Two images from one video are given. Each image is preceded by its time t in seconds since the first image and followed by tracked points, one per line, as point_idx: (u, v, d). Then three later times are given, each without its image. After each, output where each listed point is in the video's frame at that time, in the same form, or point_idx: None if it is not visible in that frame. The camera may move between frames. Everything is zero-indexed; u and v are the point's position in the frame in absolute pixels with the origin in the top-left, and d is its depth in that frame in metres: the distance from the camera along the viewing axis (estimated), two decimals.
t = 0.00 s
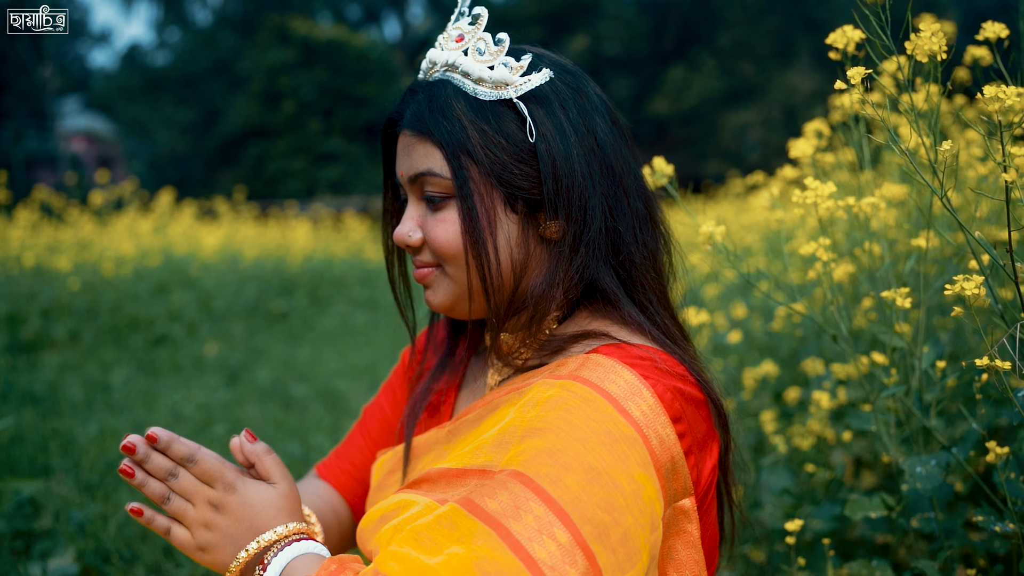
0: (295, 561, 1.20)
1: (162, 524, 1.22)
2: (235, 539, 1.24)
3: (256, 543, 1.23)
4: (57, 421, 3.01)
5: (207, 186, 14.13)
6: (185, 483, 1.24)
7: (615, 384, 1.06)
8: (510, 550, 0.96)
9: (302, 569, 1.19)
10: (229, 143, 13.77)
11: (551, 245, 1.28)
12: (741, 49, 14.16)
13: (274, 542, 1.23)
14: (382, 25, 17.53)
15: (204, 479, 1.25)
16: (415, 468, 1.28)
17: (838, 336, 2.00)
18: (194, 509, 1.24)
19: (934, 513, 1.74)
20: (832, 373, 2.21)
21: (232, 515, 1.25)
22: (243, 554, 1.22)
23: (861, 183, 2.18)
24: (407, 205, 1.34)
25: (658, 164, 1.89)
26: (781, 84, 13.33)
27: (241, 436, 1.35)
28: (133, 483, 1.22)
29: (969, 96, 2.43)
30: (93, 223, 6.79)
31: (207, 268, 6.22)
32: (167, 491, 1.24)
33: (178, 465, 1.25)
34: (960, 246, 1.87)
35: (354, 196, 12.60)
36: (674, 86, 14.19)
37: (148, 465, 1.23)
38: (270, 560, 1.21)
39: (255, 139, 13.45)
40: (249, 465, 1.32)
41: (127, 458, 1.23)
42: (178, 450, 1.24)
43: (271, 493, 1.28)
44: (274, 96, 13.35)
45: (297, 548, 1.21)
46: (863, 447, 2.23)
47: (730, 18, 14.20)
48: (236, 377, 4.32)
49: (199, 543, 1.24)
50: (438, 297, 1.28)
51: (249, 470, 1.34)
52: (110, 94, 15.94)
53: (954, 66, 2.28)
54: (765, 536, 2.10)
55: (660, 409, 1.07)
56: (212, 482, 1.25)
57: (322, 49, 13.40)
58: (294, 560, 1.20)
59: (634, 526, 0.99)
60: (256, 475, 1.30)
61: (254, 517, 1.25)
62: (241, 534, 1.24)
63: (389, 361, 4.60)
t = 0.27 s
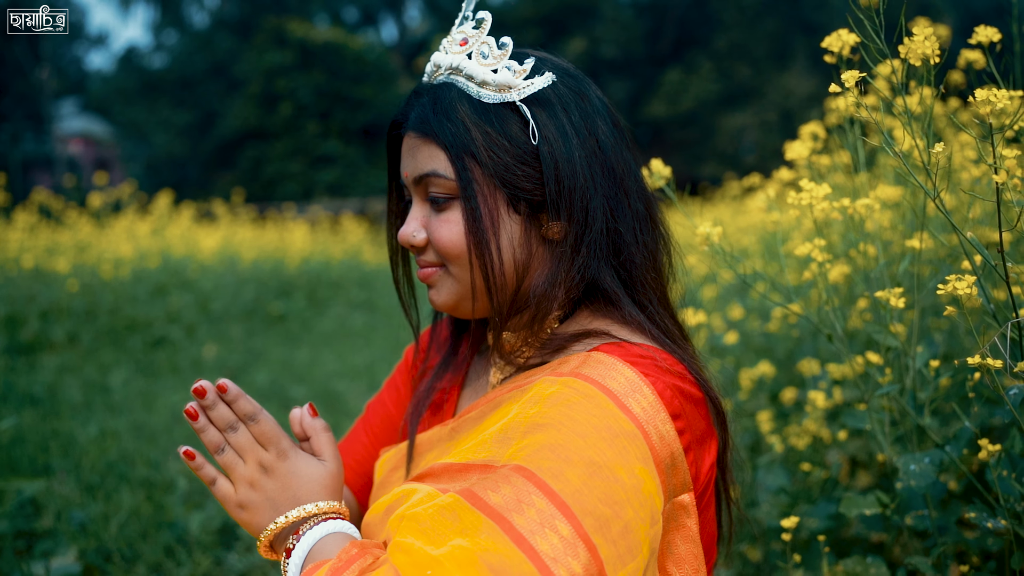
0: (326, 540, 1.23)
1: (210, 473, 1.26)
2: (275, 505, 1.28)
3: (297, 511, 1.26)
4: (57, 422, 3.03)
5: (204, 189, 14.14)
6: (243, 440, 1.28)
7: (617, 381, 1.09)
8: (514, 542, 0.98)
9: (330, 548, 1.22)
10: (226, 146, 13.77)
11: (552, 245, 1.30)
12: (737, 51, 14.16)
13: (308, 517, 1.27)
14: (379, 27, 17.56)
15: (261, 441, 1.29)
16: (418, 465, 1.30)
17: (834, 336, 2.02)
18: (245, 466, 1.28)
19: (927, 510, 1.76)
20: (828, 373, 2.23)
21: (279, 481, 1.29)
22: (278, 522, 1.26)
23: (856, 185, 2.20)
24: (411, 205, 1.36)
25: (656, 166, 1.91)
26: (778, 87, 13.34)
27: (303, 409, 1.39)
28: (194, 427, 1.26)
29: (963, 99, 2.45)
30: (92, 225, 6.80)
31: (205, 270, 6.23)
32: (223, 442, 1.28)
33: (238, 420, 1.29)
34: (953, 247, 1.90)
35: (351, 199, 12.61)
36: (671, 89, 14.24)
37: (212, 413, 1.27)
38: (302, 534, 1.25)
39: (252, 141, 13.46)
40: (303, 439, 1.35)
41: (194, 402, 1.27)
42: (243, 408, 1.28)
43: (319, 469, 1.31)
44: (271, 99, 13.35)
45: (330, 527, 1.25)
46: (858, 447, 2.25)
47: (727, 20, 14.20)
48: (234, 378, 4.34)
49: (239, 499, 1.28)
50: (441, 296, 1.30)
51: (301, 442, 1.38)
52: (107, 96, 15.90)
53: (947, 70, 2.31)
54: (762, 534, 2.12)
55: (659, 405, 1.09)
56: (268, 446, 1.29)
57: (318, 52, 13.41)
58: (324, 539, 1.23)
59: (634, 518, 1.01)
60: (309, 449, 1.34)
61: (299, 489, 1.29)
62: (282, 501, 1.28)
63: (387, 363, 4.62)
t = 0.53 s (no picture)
0: (347, 529, 1.24)
1: (250, 446, 1.29)
2: (308, 487, 1.30)
3: (327, 496, 1.28)
4: (57, 423, 3.04)
5: (201, 191, 14.15)
6: (287, 419, 1.31)
7: (617, 379, 1.11)
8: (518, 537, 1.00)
9: (350, 538, 1.24)
10: (223, 148, 13.78)
11: (553, 247, 1.32)
12: (734, 53, 14.17)
13: (334, 506, 1.28)
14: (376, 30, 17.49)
15: (304, 423, 1.31)
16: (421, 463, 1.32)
17: (829, 337, 2.04)
18: (284, 444, 1.31)
19: (922, 509, 1.78)
20: (823, 373, 2.25)
21: (316, 464, 1.31)
22: (307, 505, 1.28)
23: (851, 187, 2.23)
24: (415, 207, 1.37)
25: (654, 168, 1.93)
26: (775, 89, 13.37)
27: (347, 399, 1.42)
28: (244, 399, 1.29)
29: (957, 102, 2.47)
30: (90, 227, 6.80)
31: (203, 272, 6.24)
32: (268, 417, 1.31)
33: (286, 399, 1.32)
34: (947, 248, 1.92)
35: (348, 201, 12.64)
36: (668, 91, 14.29)
37: (262, 388, 1.30)
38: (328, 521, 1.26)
39: (249, 143, 13.47)
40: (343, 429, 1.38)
41: (247, 372, 1.30)
42: (292, 387, 1.31)
43: (354, 460, 1.33)
44: (268, 100, 13.35)
45: (353, 516, 1.26)
46: (853, 448, 2.27)
47: (724, 23, 14.22)
48: (233, 380, 4.36)
49: (273, 476, 1.30)
50: (444, 297, 1.32)
51: (341, 431, 1.40)
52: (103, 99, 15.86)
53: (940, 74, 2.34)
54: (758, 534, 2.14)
55: (659, 403, 1.11)
56: (310, 428, 1.32)
57: (316, 54, 13.42)
58: (344, 529, 1.24)
59: (635, 513, 1.03)
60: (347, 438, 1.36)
61: (333, 476, 1.31)
62: (315, 485, 1.30)
63: (385, 365, 4.64)
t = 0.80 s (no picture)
0: (359, 524, 1.25)
1: (281, 428, 1.32)
2: (332, 475, 1.32)
3: (349, 486, 1.30)
4: (57, 423, 3.05)
5: (200, 193, 14.16)
6: (321, 406, 1.33)
7: (618, 378, 1.13)
8: (519, 531, 1.01)
9: (361, 533, 1.24)
10: (222, 149, 13.78)
11: (554, 249, 1.34)
12: (731, 54, 14.18)
13: (354, 497, 1.30)
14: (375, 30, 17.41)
15: (337, 412, 1.34)
16: (425, 461, 1.35)
17: (825, 337, 2.06)
18: (315, 430, 1.33)
19: (917, 508, 1.80)
20: (820, 375, 2.27)
21: (343, 453, 1.33)
22: (328, 492, 1.30)
23: (848, 190, 2.25)
24: (418, 210, 1.39)
25: (652, 171, 1.95)
26: (772, 90, 13.38)
27: (378, 394, 1.45)
28: (283, 380, 1.32)
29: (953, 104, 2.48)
30: (89, 228, 6.82)
31: (202, 273, 6.25)
32: (302, 401, 1.34)
33: (322, 387, 1.35)
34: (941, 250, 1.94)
35: (346, 202, 12.64)
36: (666, 92, 14.32)
37: (300, 372, 1.33)
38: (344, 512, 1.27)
39: (248, 144, 13.47)
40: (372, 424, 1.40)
41: (288, 355, 1.34)
42: (330, 375, 1.34)
43: (380, 454, 1.35)
44: (267, 102, 13.36)
45: (369, 508, 1.27)
46: (849, 447, 2.30)
47: (722, 24, 14.23)
48: (232, 381, 4.37)
49: (300, 460, 1.32)
50: (447, 298, 1.34)
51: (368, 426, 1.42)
52: (101, 100, 15.84)
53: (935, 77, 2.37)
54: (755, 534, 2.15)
55: (659, 402, 1.12)
56: (342, 418, 1.35)
57: (314, 55, 13.43)
58: (357, 523, 1.25)
59: (634, 507, 1.04)
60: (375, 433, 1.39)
61: (358, 467, 1.33)
62: (340, 473, 1.32)
63: (384, 366, 4.65)
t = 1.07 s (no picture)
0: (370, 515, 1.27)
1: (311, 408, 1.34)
2: (355, 460, 1.34)
3: (371, 473, 1.32)
4: (58, 423, 3.06)
5: (198, 193, 14.16)
6: (353, 392, 1.36)
7: (618, 376, 1.14)
8: (519, 522, 1.03)
9: (372, 522, 1.27)
10: (219, 149, 13.78)
11: (555, 250, 1.35)
12: (728, 55, 14.20)
13: (372, 484, 1.32)
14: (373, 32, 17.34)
15: (367, 400, 1.36)
16: (429, 459, 1.37)
17: (821, 337, 2.08)
18: (343, 415, 1.35)
19: (911, 506, 1.82)
20: (816, 374, 2.29)
21: (369, 440, 1.35)
22: (347, 476, 1.32)
23: (843, 191, 2.27)
24: (420, 212, 1.41)
25: (650, 173, 1.97)
26: (769, 91, 13.41)
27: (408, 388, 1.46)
28: (319, 361, 1.35)
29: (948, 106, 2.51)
30: (87, 229, 6.82)
31: (201, 273, 6.26)
32: (335, 385, 1.36)
33: (357, 373, 1.37)
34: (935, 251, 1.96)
35: (343, 202, 12.66)
36: (663, 93, 14.33)
37: (338, 355, 1.36)
38: (355, 502, 1.30)
39: (245, 145, 13.47)
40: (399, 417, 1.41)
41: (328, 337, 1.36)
42: (366, 363, 1.36)
43: (403, 447, 1.36)
44: (265, 103, 13.35)
45: (383, 498, 1.29)
46: (845, 446, 2.32)
47: (719, 24, 14.26)
48: (231, 381, 4.39)
49: (325, 442, 1.34)
50: (449, 298, 1.35)
51: (396, 419, 1.43)
52: (98, 100, 15.82)
53: (930, 79, 2.39)
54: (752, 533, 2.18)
55: (658, 399, 1.14)
56: (371, 407, 1.37)
57: (312, 55, 13.43)
58: (367, 513, 1.27)
59: (632, 500, 1.06)
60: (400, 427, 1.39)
61: (381, 457, 1.35)
62: (363, 460, 1.34)
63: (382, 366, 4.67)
